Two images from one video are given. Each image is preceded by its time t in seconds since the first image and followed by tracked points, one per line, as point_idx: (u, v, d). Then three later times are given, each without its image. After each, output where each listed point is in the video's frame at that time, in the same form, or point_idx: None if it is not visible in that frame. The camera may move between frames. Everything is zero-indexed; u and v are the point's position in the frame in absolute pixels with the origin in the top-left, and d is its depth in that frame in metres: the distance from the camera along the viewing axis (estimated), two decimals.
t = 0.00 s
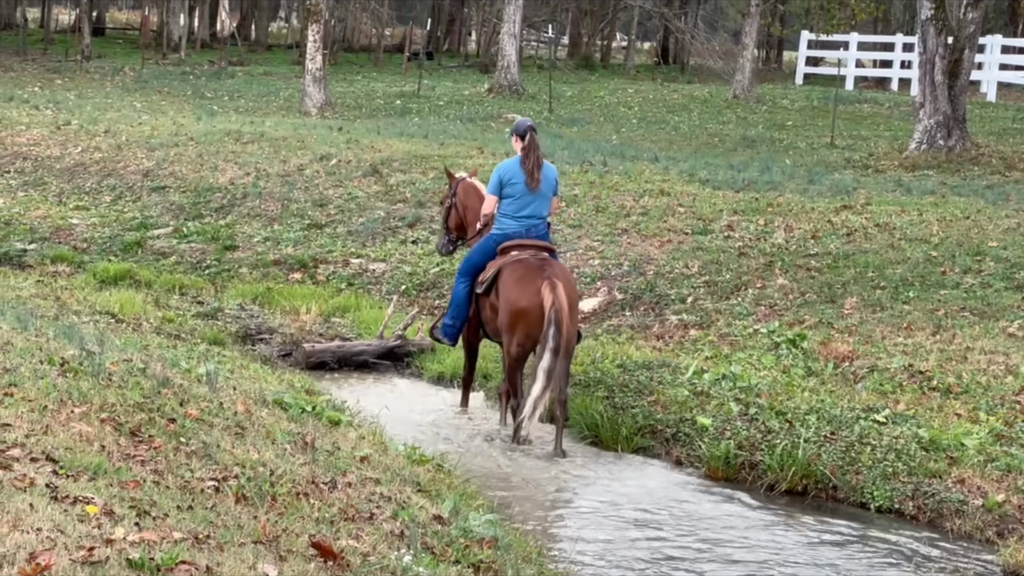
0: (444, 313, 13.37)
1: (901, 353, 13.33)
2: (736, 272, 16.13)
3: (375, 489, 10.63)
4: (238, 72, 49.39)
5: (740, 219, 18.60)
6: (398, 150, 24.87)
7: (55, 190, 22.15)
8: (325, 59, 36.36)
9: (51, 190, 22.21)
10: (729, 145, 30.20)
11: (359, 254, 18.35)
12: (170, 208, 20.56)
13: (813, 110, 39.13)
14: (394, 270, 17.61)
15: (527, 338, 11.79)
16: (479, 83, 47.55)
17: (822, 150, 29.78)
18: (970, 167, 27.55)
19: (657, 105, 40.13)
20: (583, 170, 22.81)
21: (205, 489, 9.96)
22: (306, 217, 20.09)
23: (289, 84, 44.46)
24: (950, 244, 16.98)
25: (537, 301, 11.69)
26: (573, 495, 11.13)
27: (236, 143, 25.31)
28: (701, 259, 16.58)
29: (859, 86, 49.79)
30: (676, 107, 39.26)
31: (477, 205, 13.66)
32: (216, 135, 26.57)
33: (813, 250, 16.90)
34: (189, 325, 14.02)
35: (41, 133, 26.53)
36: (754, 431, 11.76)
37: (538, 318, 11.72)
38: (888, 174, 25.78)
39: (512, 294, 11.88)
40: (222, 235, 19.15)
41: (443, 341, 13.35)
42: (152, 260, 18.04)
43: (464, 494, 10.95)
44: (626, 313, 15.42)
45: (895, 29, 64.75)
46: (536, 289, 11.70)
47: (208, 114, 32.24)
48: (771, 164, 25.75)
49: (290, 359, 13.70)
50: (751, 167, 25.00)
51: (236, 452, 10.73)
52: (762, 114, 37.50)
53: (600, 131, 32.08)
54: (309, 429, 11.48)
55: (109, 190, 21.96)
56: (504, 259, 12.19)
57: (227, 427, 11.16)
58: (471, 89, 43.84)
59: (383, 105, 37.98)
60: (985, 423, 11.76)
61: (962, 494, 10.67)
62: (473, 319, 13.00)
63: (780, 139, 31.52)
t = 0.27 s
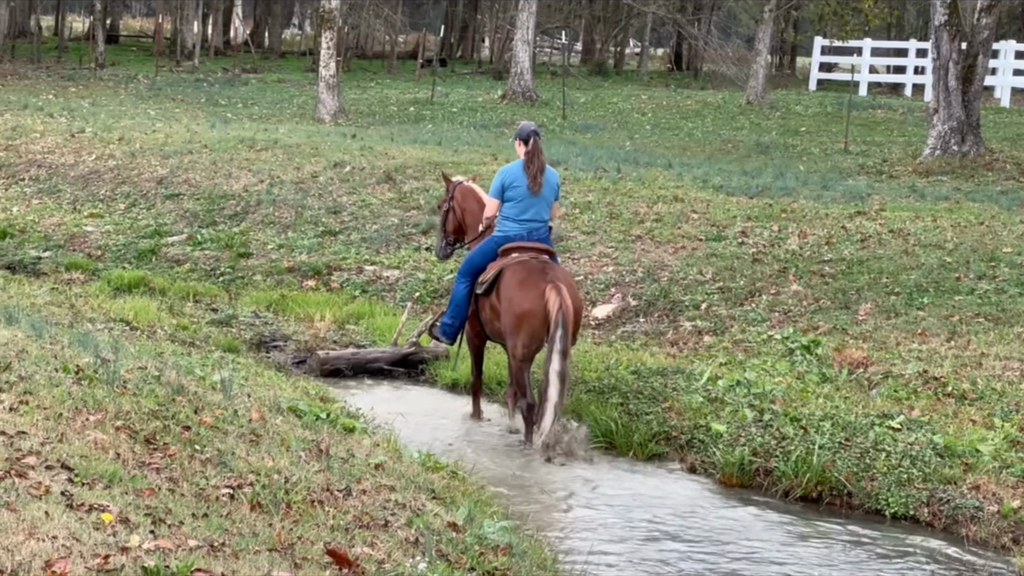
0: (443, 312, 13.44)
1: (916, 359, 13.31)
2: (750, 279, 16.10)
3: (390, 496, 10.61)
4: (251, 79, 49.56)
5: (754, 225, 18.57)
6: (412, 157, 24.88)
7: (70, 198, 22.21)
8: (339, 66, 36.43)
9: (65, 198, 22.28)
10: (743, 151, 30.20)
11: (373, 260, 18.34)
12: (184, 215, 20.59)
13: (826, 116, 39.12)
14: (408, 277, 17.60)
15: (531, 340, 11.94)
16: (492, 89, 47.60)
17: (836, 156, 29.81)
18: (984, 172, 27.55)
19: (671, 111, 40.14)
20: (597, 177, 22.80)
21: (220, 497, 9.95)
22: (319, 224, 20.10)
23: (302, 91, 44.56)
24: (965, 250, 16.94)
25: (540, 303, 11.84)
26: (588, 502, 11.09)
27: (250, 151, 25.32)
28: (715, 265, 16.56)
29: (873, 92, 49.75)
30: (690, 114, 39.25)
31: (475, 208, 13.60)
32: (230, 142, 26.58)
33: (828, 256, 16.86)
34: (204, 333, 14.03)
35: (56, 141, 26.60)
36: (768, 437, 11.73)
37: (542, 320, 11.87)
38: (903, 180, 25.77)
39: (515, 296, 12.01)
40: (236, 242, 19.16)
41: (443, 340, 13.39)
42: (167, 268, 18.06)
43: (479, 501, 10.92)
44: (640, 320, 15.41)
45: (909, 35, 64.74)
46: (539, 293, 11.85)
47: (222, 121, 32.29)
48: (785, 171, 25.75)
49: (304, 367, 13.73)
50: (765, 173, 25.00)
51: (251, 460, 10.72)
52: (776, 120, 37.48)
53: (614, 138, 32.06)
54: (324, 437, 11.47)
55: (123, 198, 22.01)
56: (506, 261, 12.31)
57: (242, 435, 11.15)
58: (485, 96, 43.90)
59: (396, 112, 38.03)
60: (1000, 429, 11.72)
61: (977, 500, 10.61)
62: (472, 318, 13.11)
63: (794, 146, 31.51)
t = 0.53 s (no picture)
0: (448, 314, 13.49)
1: (932, 364, 13.29)
2: (765, 284, 16.08)
3: (406, 503, 10.59)
4: (266, 86, 49.77)
5: (768, 230, 18.56)
6: (426, 163, 24.92)
7: (85, 205, 22.29)
8: (354, 73, 36.50)
9: (80, 205, 22.35)
10: (757, 157, 30.21)
11: (387, 267, 18.34)
12: (199, 222, 20.64)
13: (840, 121, 39.16)
14: (422, 283, 17.59)
15: (539, 345, 12.02)
16: (506, 95, 47.71)
17: (850, 161, 29.84)
18: (999, 177, 27.53)
19: (685, 117, 40.16)
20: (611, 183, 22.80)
21: (236, 504, 9.94)
22: (334, 230, 20.12)
23: (316, 97, 44.72)
24: (980, 255, 16.89)
25: (548, 308, 11.90)
26: (603, 508, 11.06)
27: (264, 157, 25.35)
28: (730, 271, 16.53)
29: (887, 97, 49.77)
30: (704, 120, 39.26)
31: (471, 210, 13.81)
32: (244, 148, 26.62)
33: (842, 261, 16.82)
34: (219, 339, 14.04)
35: (71, 148, 26.66)
36: (784, 443, 11.70)
37: (551, 325, 11.95)
38: (917, 185, 25.75)
39: (524, 301, 12.07)
40: (250, 249, 19.19)
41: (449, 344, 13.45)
42: (181, 275, 18.09)
43: (495, 508, 10.90)
44: (654, 326, 15.41)
45: (923, 40, 64.61)
46: (548, 297, 11.92)
47: (237, 128, 32.37)
48: (799, 176, 25.76)
49: (319, 373, 13.73)
50: (779, 178, 25.01)
51: (266, 466, 10.72)
52: (790, 126, 37.44)
53: (628, 144, 32.04)
54: (340, 443, 11.46)
55: (138, 205, 22.07)
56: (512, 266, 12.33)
57: (258, 442, 11.16)
58: (499, 102, 44.00)
59: (410, 118, 38.11)
60: (1017, 434, 11.68)
61: (994, 506, 10.57)
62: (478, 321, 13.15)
63: (808, 152, 31.49)
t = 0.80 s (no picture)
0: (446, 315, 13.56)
1: (948, 369, 13.26)
2: (780, 290, 16.04)
3: (422, 509, 10.56)
4: (280, 93, 49.92)
5: (783, 236, 18.51)
6: (441, 170, 24.91)
7: (100, 212, 22.36)
8: (368, 79, 36.57)
9: (96, 212, 22.40)
10: (772, 162, 30.18)
11: (402, 273, 18.32)
12: (214, 229, 20.69)
13: (855, 127, 39.14)
14: (437, 289, 17.57)
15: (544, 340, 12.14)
16: (520, 101, 47.78)
17: (865, 167, 29.81)
18: (1015, 183, 27.47)
19: (700, 122, 40.14)
20: (627, 189, 22.75)
21: (252, 511, 9.92)
22: (349, 237, 20.13)
23: (331, 103, 44.81)
24: (996, 261, 16.81)
25: (555, 305, 12.02)
26: (617, 514, 11.04)
27: (279, 164, 25.37)
28: (745, 276, 16.49)
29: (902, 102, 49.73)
30: (718, 125, 39.23)
31: (472, 214, 13.94)
32: (259, 155, 26.64)
33: (858, 267, 16.75)
34: (234, 346, 14.05)
35: (86, 154, 26.72)
36: (800, 449, 11.68)
37: (557, 321, 12.07)
38: (932, 191, 25.69)
39: (529, 299, 12.19)
40: (265, 256, 19.18)
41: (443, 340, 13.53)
42: (196, 281, 18.11)
43: (511, 514, 10.87)
44: (670, 332, 15.40)
45: (937, 44, 64.54)
46: (554, 294, 12.03)
47: (252, 134, 32.43)
48: (813, 182, 25.73)
49: (335, 380, 13.74)
50: (794, 184, 24.98)
51: (282, 473, 10.70)
52: (804, 132, 37.41)
53: (642, 150, 32.02)
54: (355, 450, 11.44)
55: (153, 212, 22.13)
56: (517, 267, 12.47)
57: (274, 449, 11.15)
58: (514, 108, 44.07)
59: (425, 124, 38.18)
60: None
61: (1011, 512, 10.51)
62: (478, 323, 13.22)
63: (823, 157, 31.46)
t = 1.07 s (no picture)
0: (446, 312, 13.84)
1: (966, 374, 13.22)
2: (797, 294, 16.00)
3: (440, 515, 10.53)
4: (297, 98, 50.08)
5: (800, 241, 18.45)
6: (459, 175, 24.90)
7: (118, 218, 22.44)
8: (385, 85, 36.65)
9: (114, 218, 22.48)
10: (789, 167, 30.14)
11: (419, 278, 18.31)
12: (232, 235, 20.73)
13: (872, 131, 39.10)
14: (454, 294, 17.55)
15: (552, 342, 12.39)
16: (537, 106, 47.86)
17: (882, 171, 29.74)
18: None
19: (718, 127, 40.11)
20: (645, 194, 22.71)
21: (271, 517, 9.90)
22: (366, 242, 20.12)
23: (348, 109, 44.92)
24: (1015, 265, 16.71)
25: (565, 307, 12.25)
26: (635, 519, 10.99)
27: (296, 169, 25.39)
28: (762, 281, 16.45)
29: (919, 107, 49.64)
30: (736, 130, 39.20)
31: (474, 214, 14.05)
32: (276, 160, 26.67)
33: (875, 271, 16.68)
34: (252, 351, 14.07)
35: (104, 160, 26.80)
36: (817, 454, 11.66)
37: (565, 323, 12.32)
38: (950, 195, 25.59)
39: (536, 301, 12.41)
40: (283, 261, 19.20)
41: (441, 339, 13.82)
42: (214, 287, 18.14)
43: (528, 519, 10.85)
44: (686, 337, 15.40)
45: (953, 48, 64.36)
46: (564, 296, 12.25)
47: (269, 140, 32.50)
48: (831, 186, 25.68)
49: (352, 386, 13.79)
50: (811, 189, 24.94)
51: (301, 479, 10.69)
52: (821, 136, 37.38)
53: (658, 155, 32.00)
54: (373, 456, 11.44)
55: (170, 218, 22.18)
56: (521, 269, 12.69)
57: (292, 454, 11.15)
58: (531, 113, 44.12)
59: (442, 129, 38.25)
60: None
61: None
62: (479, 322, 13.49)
63: (840, 161, 31.43)
